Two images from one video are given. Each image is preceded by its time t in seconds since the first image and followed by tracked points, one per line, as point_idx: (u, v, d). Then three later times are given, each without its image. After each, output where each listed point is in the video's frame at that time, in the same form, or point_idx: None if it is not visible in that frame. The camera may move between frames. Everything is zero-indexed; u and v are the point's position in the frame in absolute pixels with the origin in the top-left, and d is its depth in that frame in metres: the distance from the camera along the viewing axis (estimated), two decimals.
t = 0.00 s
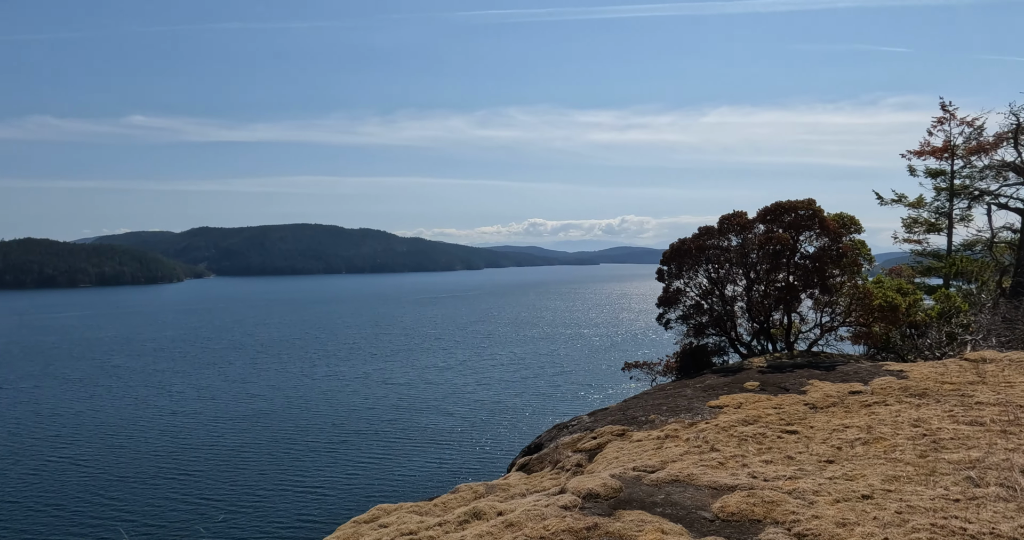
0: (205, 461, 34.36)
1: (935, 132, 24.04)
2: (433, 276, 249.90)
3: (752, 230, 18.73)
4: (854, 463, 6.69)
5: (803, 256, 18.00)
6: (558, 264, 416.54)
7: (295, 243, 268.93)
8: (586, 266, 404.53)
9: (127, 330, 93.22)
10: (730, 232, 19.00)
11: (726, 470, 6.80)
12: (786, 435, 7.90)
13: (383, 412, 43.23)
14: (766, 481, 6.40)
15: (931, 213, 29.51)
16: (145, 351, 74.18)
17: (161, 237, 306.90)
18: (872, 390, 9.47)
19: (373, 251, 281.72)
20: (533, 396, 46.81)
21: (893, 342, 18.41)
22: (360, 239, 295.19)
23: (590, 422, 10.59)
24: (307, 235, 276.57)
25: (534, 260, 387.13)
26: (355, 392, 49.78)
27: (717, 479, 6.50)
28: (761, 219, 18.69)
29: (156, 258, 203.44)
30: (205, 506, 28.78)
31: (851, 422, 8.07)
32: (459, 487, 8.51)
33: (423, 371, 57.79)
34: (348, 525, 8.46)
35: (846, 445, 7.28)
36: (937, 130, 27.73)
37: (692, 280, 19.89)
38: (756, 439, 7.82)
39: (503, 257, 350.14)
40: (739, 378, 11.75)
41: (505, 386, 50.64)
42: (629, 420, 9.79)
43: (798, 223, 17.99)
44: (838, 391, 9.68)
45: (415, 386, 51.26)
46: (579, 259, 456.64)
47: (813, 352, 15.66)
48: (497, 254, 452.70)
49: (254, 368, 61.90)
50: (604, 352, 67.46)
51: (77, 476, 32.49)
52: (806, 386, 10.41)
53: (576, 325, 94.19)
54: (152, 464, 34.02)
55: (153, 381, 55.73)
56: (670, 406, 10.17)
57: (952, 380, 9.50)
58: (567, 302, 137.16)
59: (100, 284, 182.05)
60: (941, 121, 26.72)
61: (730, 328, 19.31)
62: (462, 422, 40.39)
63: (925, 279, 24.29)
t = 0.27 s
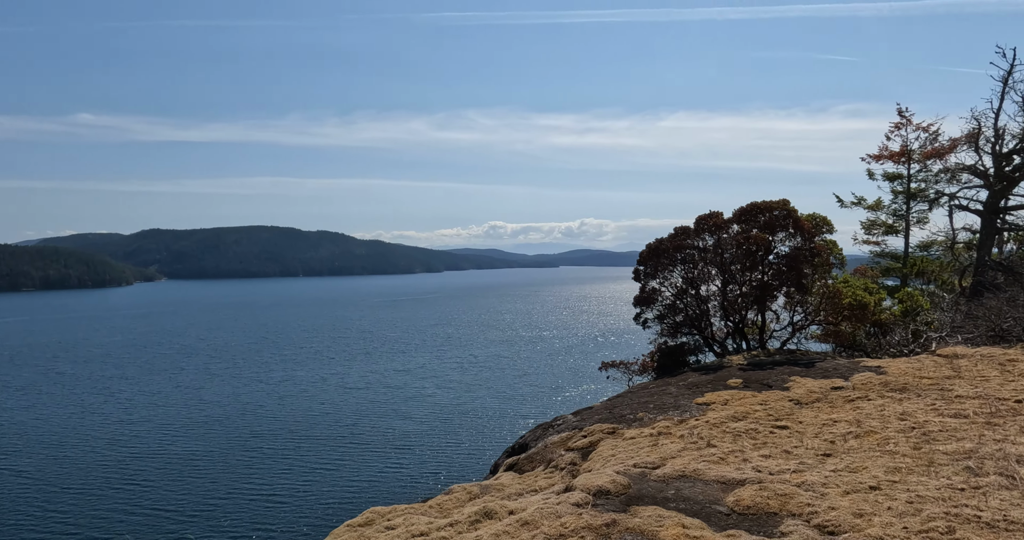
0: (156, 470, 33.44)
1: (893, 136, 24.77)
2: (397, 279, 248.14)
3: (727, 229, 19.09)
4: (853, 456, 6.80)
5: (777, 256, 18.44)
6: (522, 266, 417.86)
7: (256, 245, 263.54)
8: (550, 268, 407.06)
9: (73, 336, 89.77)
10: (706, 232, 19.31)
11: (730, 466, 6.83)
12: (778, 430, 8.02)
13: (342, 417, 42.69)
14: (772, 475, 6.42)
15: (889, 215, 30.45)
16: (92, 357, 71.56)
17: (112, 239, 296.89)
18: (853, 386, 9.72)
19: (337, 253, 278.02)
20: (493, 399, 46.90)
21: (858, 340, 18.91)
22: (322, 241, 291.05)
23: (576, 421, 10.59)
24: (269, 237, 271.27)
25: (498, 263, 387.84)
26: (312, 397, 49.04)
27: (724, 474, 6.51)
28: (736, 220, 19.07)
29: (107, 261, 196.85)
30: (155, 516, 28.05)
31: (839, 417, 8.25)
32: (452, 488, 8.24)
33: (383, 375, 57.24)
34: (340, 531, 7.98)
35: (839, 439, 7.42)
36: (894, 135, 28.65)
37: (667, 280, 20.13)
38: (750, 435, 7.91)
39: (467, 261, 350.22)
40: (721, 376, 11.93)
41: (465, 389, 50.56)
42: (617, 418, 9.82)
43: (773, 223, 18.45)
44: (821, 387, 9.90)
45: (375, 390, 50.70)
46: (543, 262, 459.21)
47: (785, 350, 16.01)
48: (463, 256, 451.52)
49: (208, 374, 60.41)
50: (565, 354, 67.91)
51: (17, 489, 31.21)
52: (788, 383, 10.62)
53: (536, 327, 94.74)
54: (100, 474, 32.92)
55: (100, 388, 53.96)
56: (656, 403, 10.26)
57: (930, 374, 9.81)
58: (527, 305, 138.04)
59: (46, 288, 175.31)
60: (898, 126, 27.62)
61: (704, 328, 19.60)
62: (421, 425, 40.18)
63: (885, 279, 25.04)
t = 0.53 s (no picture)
0: (105, 478, 32.34)
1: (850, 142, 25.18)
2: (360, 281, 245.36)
3: (698, 235, 19.45)
4: (835, 458, 6.98)
5: (746, 261, 18.86)
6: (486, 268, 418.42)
7: (215, 246, 257.15)
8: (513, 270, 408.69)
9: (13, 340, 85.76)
10: (677, 237, 19.64)
11: (718, 470, 6.92)
12: (757, 434, 8.19)
13: (302, 421, 42.02)
14: (760, 479, 6.53)
15: (847, 219, 31.46)
16: (35, 362, 68.55)
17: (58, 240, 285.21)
18: (824, 388, 10.01)
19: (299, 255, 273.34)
20: (454, 401, 46.94)
21: (821, 342, 19.47)
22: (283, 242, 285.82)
23: (556, 425, 10.62)
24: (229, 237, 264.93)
25: (461, 265, 387.48)
26: (269, 401, 48.09)
27: (714, 479, 6.59)
28: (707, 225, 19.46)
29: (53, 263, 189.14)
30: (104, 526, 27.18)
31: (814, 419, 8.48)
32: (436, 496, 8.11)
33: (343, 378, 56.50)
34: None
35: (818, 441, 7.62)
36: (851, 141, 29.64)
37: (639, 284, 20.41)
38: (731, 439, 8.06)
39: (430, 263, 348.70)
40: (696, 379, 12.13)
41: (426, 391, 50.40)
42: (597, 423, 9.89)
43: (743, 229, 18.89)
44: (793, 390, 10.17)
45: (335, 393, 50.00)
46: (507, 263, 460.19)
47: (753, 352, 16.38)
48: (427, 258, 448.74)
49: (160, 378, 58.69)
50: (527, 356, 68.21)
51: None
52: (762, 386, 10.87)
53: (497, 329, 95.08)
54: (45, 484, 31.64)
55: (43, 395, 51.78)
56: (635, 407, 10.37)
57: (896, 377, 10.16)
58: (486, 306, 138.37)
59: None
60: (854, 133, 28.58)
61: (675, 331, 19.91)
62: (382, 428, 39.89)
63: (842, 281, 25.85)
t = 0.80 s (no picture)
0: (59, 488, 31.26)
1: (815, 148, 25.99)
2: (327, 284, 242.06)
3: (673, 239, 19.78)
4: (815, 455, 7.17)
5: (719, 264, 19.24)
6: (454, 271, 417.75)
7: (178, 248, 250.77)
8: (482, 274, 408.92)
9: None
10: (652, 240, 19.93)
11: (704, 468, 7.04)
12: (737, 432, 8.37)
13: (266, 426, 41.31)
14: (746, 476, 6.68)
15: (811, 223, 32.31)
16: None
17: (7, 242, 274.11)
18: (797, 387, 10.27)
19: (264, 258, 268.58)
20: (421, 404, 46.80)
21: (789, 344, 19.96)
22: (247, 244, 280.43)
23: (536, 427, 10.67)
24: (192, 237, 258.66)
25: (429, 268, 386.54)
26: (231, 406, 47.12)
27: (702, 476, 6.71)
28: (681, 229, 19.80)
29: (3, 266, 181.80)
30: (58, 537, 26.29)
31: (791, 417, 8.70)
32: (422, 499, 8.08)
33: (307, 383, 55.72)
34: None
35: (796, 438, 7.83)
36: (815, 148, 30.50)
37: (614, 287, 20.63)
38: (712, 437, 8.23)
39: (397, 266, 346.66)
40: (673, 380, 12.32)
41: (393, 395, 50.10)
42: (579, 423, 9.97)
43: (716, 232, 19.28)
44: (768, 389, 10.41)
45: (299, 398, 49.27)
46: (475, 266, 460.43)
47: (725, 353, 16.73)
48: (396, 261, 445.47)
49: (117, 384, 56.96)
50: (495, 359, 68.23)
51: None
52: (737, 386, 11.10)
53: (463, 332, 94.98)
54: None
55: None
56: (615, 408, 10.51)
57: (867, 376, 10.47)
58: (452, 309, 138.20)
59: None
60: (819, 140, 29.40)
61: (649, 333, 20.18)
62: (348, 433, 39.54)
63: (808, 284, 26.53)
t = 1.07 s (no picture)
0: (19, 496, 30.31)
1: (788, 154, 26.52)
2: (300, 287, 238.78)
3: (653, 244, 20.02)
4: (799, 459, 7.32)
5: (699, 268, 19.49)
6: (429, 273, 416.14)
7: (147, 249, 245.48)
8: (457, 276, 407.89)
9: None
10: (632, 245, 20.15)
11: (693, 474, 7.12)
12: (721, 437, 8.50)
13: (237, 431, 40.65)
14: (735, 482, 6.77)
15: (785, 228, 32.88)
16: None
17: None
18: (778, 392, 10.46)
19: (235, 260, 264.29)
20: (395, 408, 46.55)
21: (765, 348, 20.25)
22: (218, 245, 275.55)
23: (521, 432, 10.68)
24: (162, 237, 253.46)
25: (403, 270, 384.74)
26: (200, 411, 46.22)
27: (692, 482, 6.79)
28: (661, 234, 20.05)
29: None
30: None
31: (774, 422, 8.86)
32: (410, 507, 8.02)
33: (279, 386, 54.93)
34: None
35: (780, 443, 7.97)
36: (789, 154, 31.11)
37: (594, 291, 20.83)
38: (697, 442, 8.33)
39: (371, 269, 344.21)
40: (655, 385, 12.45)
41: (367, 398, 49.71)
42: (564, 429, 10.00)
43: (695, 238, 19.55)
44: (749, 394, 10.58)
45: (271, 402, 48.57)
46: (450, 268, 459.49)
47: (703, 357, 16.94)
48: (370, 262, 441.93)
49: (81, 388, 55.57)
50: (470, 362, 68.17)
51: None
52: (719, 390, 11.26)
53: (438, 334, 94.66)
54: None
55: None
56: (599, 413, 10.57)
57: (844, 380, 10.70)
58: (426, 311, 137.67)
59: None
60: (792, 145, 30.00)
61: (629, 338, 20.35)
62: (322, 437, 39.13)
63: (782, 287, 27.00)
